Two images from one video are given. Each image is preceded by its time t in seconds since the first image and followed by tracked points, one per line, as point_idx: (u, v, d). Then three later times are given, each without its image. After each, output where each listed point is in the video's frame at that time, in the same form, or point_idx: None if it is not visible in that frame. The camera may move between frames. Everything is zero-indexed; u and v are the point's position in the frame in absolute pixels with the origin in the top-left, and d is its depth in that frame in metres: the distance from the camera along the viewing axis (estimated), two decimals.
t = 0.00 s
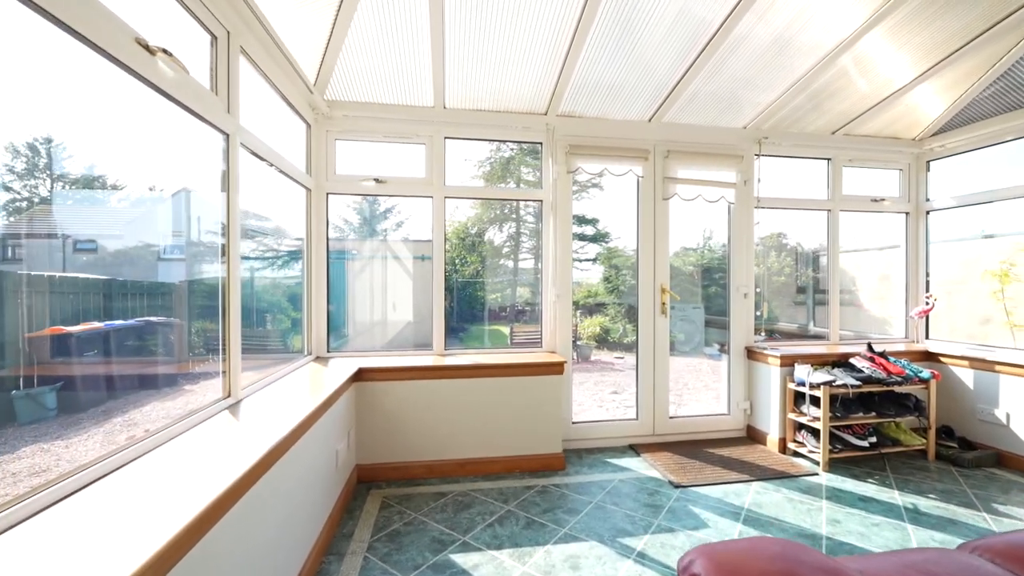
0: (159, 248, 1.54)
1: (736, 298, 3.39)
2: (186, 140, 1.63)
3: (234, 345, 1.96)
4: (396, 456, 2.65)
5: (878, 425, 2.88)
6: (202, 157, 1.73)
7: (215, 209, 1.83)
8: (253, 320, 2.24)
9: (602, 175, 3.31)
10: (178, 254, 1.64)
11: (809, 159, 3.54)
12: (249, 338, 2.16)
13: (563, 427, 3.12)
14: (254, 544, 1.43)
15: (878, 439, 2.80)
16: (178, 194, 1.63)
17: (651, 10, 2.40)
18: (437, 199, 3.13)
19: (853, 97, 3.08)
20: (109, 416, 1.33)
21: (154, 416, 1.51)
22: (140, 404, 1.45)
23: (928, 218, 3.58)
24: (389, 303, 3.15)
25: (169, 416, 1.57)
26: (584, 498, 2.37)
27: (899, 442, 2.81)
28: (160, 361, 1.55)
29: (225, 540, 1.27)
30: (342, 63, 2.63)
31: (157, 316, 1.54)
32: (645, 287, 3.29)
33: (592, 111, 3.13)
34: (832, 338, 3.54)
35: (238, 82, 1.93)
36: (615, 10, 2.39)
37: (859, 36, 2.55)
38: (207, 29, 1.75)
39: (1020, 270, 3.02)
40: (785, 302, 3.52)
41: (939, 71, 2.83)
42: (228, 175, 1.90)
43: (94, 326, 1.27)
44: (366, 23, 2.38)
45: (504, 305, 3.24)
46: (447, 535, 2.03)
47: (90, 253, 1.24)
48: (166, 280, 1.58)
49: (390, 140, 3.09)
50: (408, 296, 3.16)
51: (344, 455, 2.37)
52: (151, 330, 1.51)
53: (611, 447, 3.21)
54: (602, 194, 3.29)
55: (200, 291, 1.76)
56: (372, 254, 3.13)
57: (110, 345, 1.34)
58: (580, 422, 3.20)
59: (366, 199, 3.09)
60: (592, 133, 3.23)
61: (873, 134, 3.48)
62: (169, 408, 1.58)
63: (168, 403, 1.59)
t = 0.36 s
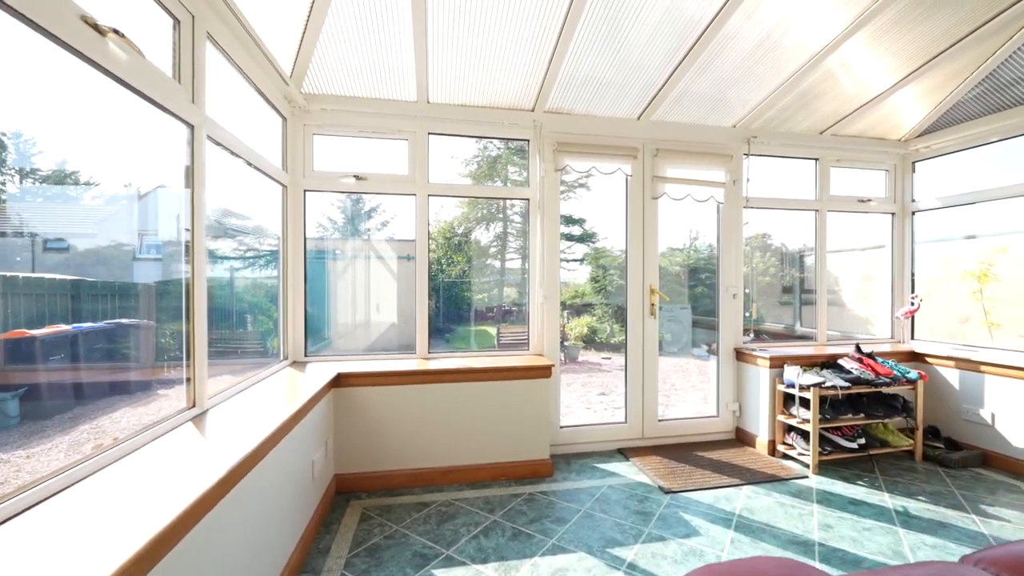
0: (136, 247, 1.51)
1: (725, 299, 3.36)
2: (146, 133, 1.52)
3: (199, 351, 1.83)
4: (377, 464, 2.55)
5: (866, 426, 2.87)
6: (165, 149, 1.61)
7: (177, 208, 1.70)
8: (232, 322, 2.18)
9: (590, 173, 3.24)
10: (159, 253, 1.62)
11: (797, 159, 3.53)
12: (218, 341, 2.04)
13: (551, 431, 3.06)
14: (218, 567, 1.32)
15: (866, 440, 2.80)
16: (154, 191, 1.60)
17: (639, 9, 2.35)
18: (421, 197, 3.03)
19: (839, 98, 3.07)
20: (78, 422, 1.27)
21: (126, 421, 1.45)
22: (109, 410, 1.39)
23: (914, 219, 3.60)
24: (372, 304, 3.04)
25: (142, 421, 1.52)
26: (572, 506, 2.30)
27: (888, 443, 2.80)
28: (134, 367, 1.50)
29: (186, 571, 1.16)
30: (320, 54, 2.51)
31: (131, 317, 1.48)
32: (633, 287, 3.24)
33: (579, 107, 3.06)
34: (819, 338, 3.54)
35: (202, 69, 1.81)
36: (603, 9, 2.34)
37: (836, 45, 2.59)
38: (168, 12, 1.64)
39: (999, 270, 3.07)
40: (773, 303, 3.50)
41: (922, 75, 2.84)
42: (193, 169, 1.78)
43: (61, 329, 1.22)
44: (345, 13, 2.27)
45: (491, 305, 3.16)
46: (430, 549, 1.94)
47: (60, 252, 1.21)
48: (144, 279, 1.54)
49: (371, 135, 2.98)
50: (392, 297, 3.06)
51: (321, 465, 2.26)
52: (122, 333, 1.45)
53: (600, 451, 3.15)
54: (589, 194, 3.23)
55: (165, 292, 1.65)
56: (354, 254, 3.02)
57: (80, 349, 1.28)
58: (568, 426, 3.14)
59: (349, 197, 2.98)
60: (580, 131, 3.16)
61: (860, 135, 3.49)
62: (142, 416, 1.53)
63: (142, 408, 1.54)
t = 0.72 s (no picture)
0: (98, 244, 1.44)
1: (704, 300, 3.37)
2: (93, 120, 1.39)
3: (150, 355, 1.68)
4: (348, 473, 2.43)
5: (842, 425, 2.92)
6: (112, 137, 1.48)
7: (124, 202, 1.55)
8: (202, 323, 2.15)
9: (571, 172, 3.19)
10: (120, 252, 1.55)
11: (773, 161, 3.57)
12: (179, 343, 1.93)
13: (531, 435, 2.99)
14: None
15: (842, 439, 2.83)
16: (108, 187, 1.49)
17: (618, 8, 2.31)
18: (397, 195, 2.92)
19: (814, 102, 3.11)
20: (26, 431, 1.19)
21: (77, 429, 1.36)
22: (62, 418, 1.31)
23: (885, 221, 3.69)
24: (347, 305, 2.91)
25: (97, 428, 1.44)
26: (553, 513, 2.24)
27: (864, 441, 2.85)
28: (90, 373, 1.42)
29: None
30: (288, 43, 2.38)
31: (89, 320, 1.40)
32: (614, 287, 3.21)
33: (559, 104, 3.00)
34: (795, 338, 3.59)
35: (154, 51, 1.67)
36: (583, 7, 2.30)
37: (808, 53, 2.63)
38: None
39: (960, 272, 3.19)
40: (749, 303, 3.53)
41: (891, 81, 2.90)
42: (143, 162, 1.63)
43: (9, 331, 1.13)
44: None
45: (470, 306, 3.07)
46: (404, 562, 1.85)
47: (13, 250, 1.13)
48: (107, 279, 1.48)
49: (344, 129, 2.85)
50: (368, 298, 2.94)
51: (288, 476, 2.13)
52: (79, 335, 1.37)
53: (581, 454, 3.11)
54: (569, 194, 3.18)
55: (118, 294, 1.53)
56: (328, 253, 2.89)
57: (30, 354, 1.19)
58: (549, 430, 3.08)
59: (323, 193, 2.85)
60: (561, 129, 3.11)
61: (834, 139, 3.55)
62: (99, 423, 1.46)
63: (98, 416, 1.46)
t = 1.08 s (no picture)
0: (40, 243, 1.33)
1: (676, 300, 3.41)
2: (21, 107, 1.25)
3: (90, 364, 1.53)
4: (314, 484, 2.32)
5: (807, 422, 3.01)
6: (45, 126, 1.33)
7: (60, 199, 1.41)
8: (159, 325, 2.05)
9: (544, 172, 3.16)
10: (61, 250, 1.42)
11: (740, 164, 3.65)
12: (129, 349, 1.79)
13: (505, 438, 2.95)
14: None
15: (806, 436, 2.92)
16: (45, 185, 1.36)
17: (591, 9, 2.29)
18: (365, 193, 2.81)
19: (779, 109, 3.19)
20: None
21: (18, 441, 1.25)
22: None
23: (845, 224, 3.84)
24: (313, 306, 2.78)
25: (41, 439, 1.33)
26: (527, 519, 2.20)
27: (827, 438, 2.95)
28: (31, 382, 1.30)
29: None
30: (246, 31, 2.24)
31: (30, 324, 1.29)
32: (587, 288, 3.20)
33: (532, 103, 2.96)
34: (761, 337, 3.69)
35: (92, 31, 1.51)
36: (555, 7, 2.26)
37: (771, 63, 2.71)
38: None
39: (912, 272, 3.36)
40: (716, 303, 3.60)
41: (849, 91, 3.00)
42: (80, 153, 1.48)
43: None
44: None
45: (442, 307, 3.00)
46: None
47: None
48: (48, 280, 1.36)
49: (309, 123, 2.73)
50: (336, 299, 2.82)
51: (247, 490, 2.01)
52: (17, 340, 1.25)
53: (555, 457, 3.08)
54: (542, 195, 3.15)
55: (56, 297, 1.40)
56: (293, 252, 2.75)
57: None
58: (523, 433, 3.04)
59: (289, 190, 2.72)
60: (533, 128, 3.08)
61: (797, 143, 3.66)
62: (41, 435, 1.34)
63: (43, 425, 1.35)
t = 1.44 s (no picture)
0: None
1: (642, 301, 3.46)
2: None
3: (9, 375, 1.37)
4: (268, 498, 2.18)
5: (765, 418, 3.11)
6: None
7: None
8: (98, 330, 1.87)
9: (512, 172, 3.13)
10: None
11: (702, 168, 3.75)
12: (61, 357, 1.63)
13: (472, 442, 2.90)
14: None
15: (764, 431, 3.03)
16: None
17: (559, 10, 2.28)
18: (325, 190, 2.69)
19: (739, 116, 3.30)
20: None
21: None
22: None
23: (799, 227, 4.02)
24: (269, 309, 2.63)
25: None
26: (494, 525, 2.16)
27: (783, 432, 3.07)
28: None
29: None
30: (192, 15, 2.08)
31: None
32: (555, 288, 3.20)
33: (499, 102, 2.92)
34: (722, 335, 3.81)
35: (11, 0, 1.35)
36: (523, 6, 2.23)
37: (730, 71, 2.79)
38: None
39: (859, 274, 3.57)
40: (679, 303, 3.69)
41: (803, 100, 3.13)
42: None
43: None
44: None
45: (407, 308, 2.91)
46: None
47: None
48: None
49: (265, 115, 2.58)
50: (294, 300, 2.68)
51: (193, 507, 1.86)
52: None
53: (523, 459, 3.06)
54: (509, 195, 3.12)
55: None
56: (249, 251, 2.59)
57: None
58: (491, 436, 3.00)
59: (244, 186, 2.56)
60: (500, 127, 3.04)
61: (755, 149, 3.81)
62: None
63: None
